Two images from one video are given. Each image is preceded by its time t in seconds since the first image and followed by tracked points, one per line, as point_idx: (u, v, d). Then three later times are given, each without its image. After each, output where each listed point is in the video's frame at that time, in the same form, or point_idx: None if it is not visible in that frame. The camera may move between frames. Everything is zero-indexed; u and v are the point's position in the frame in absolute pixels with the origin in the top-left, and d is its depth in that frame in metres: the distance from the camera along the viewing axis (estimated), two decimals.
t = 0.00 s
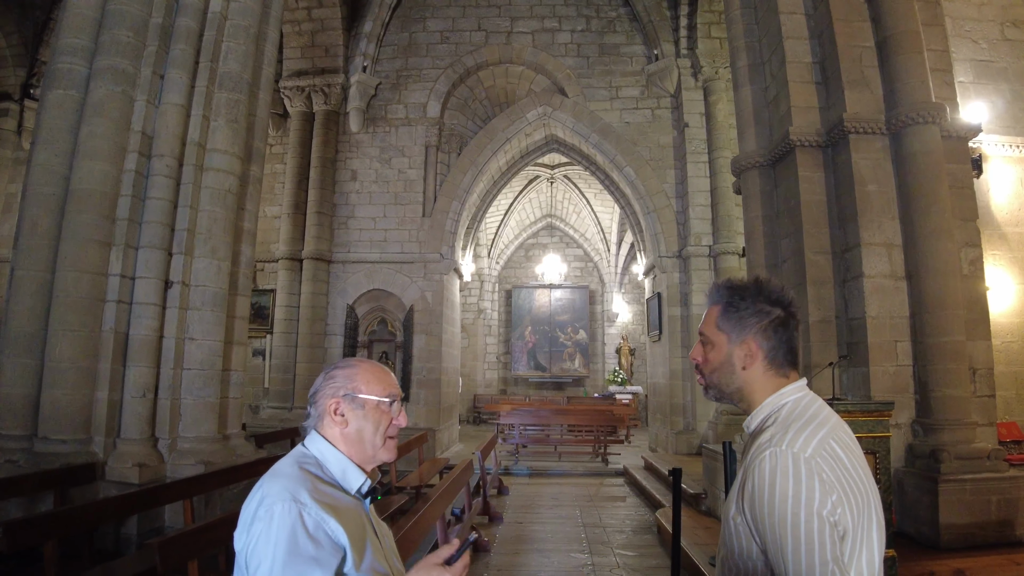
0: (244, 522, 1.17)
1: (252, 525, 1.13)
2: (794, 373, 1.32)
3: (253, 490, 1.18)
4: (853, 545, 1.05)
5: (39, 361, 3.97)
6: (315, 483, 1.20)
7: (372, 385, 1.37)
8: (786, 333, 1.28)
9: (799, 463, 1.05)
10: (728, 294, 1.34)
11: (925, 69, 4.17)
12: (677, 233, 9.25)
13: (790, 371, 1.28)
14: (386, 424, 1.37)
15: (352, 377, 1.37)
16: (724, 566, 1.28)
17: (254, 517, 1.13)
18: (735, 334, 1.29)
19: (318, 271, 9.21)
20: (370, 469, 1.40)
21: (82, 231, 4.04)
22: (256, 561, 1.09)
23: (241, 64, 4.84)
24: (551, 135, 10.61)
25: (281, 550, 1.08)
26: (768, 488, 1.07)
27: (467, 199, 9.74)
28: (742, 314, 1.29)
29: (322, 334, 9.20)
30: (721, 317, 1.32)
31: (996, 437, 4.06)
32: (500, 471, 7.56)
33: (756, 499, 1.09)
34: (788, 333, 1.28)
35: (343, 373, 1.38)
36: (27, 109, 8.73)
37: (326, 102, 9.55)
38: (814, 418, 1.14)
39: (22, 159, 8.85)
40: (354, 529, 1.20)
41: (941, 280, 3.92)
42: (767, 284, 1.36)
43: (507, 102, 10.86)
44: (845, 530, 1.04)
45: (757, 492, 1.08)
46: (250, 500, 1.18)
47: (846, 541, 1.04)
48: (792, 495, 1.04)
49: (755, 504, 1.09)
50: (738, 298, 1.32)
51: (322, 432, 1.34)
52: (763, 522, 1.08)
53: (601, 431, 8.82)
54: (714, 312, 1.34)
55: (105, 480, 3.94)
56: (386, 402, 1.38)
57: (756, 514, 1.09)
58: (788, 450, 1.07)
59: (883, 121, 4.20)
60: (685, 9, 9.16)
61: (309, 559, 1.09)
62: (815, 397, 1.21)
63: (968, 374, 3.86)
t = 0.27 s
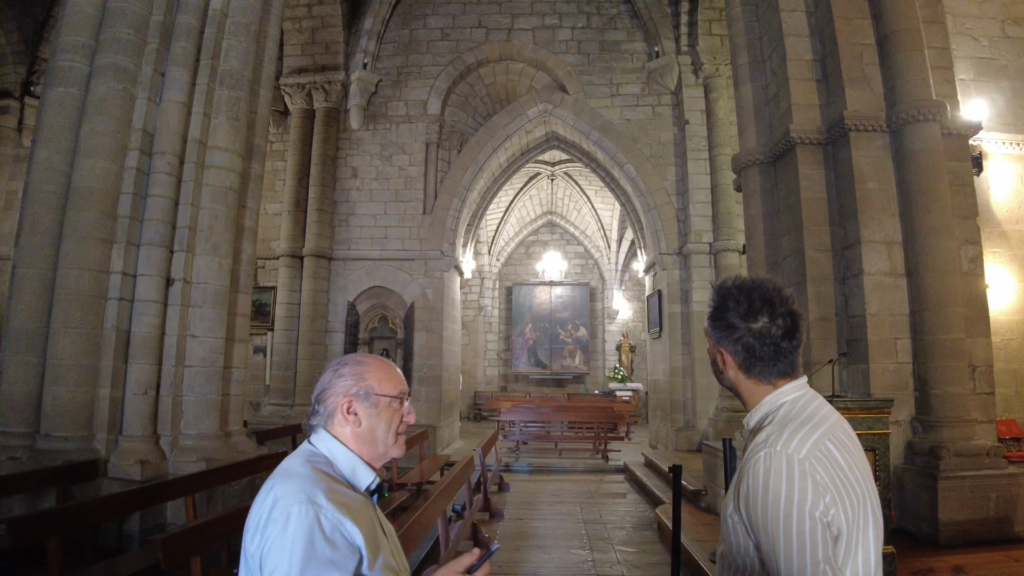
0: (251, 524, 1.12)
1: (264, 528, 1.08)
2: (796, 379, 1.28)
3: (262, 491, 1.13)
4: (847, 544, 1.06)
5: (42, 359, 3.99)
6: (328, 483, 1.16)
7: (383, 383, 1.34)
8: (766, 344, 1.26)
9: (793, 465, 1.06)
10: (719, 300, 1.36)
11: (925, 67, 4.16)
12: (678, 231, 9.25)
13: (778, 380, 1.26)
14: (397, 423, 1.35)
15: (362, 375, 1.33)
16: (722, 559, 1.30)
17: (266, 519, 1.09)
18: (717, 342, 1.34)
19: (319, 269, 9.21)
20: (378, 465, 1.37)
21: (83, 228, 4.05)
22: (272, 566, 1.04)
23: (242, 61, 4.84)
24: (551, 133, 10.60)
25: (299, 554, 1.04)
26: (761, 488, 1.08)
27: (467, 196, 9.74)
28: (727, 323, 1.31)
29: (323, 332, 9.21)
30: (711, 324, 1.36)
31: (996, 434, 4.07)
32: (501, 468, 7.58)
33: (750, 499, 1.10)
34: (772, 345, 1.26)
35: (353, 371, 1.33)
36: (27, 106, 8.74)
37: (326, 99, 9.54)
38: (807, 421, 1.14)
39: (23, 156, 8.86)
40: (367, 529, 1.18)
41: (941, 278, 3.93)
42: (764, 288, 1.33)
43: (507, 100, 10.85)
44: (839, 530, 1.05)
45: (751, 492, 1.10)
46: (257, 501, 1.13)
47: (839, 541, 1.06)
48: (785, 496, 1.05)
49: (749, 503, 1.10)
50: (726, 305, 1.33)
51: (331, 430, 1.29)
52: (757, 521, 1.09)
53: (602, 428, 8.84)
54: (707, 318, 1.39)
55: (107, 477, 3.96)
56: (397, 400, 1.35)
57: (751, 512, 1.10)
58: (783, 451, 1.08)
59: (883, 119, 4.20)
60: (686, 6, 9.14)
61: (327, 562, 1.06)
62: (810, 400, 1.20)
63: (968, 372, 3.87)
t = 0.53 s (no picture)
0: (263, 533, 1.06)
1: (281, 537, 1.03)
2: (797, 378, 1.28)
3: (275, 498, 1.07)
4: (845, 544, 1.07)
5: (43, 357, 4.00)
6: (345, 487, 1.11)
7: (392, 381, 1.31)
8: (766, 341, 1.27)
9: (791, 465, 1.07)
10: (719, 299, 1.37)
11: (926, 65, 4.16)
12: (678, 229, 9.25)
13: (779, 378, 1.27)
14: (405, 421, 1.32)
15: (369, 373, 1.29)
16: (723, 556, 1.31)
17: (283, 528, 1.03)
18: (718, 340, 1.35)
19: (320, 266, 9.22)
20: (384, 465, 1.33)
21: (85, 227, 4.05)
22: None
23: (242, 59, 4.84)
24: (552, 130, 10.59)
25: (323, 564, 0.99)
26: (760, 487, 1.09)
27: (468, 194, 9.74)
28: (726, 321, 1.32)
29: (324, 329, 9.22)
30: (711, 322, 1.37)
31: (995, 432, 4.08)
32: (502, 465, 7.60)
33: (749, 497, 1.11)
34: (771, 341, 1.26)
35: (359, 370, 1.29)
36: (28, 105, 8.75)
37: (327, 97, 9.53)
38: (808, 419, 1.14)
39: (24, 155, 8.88)
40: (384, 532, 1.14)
41: (941, 276, 3.93)
42: (763, 287, 1.34)
43: (508, 97, 10.84)
44: (837, 530, 1.06)
45: (750, 491, 1.11)
46: (270, 508, 1.07)
47: (837, 540, 1.06)
48: (782, 495, 1.06)
49: (748, 502, 1.12)
50: (726, 304, 1.34)
51: (339, 430, 1.25)
52: (756, 519, 1.11)
53: (602, 426, 8.85)
54: (708, 316, 1.39)
55: (110, 474, 3.98)
56: (404, 399, 1.33)
57: (750, 511, 1.11)
58: (782, 451, 1.09)
59: (884, 117, 4.21)
60: (687, 4, 9.13)
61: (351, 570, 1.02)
62: (810, 398, 1.21)
63: (967, 370, 3.88)
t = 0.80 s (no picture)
0: (279, 543, 1.00)
1: (303, 545, 0.97)
2: (802, 376, 1.28)
3: (293, 505, 1.00)
4: (847, 541, 1.07)
5: (45, 355, 4.01)
6: (365, 491, 1.06)
7: (401, 380, 1.29)
8: (773, 338, 1.27)
9: (796, 461, 1.07)
10: (725, 296, 1.37)
11: (926, 63, 4.16)
12: (679, 227, 9.25)
13: (785, 375, 1.27)
14: (415, 420, 1.30)
15: (378, 372, 1.26)
16: (726, 553, 1.32)
17: (305, 538, 0.97)
18: (724, 337, 1.35)
19: (320, 265, 9.23)
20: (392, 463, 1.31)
21: (86, 225, 4.06)
22: None
23: (243, 58, 4.84)
24: (552, 128, 10.59)
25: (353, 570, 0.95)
26: (765, 484, 1.09)
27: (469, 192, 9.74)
28: (733, 317, 1.33)
29: (325, 328, 9.22)
30: (717, 319, 1.38)
31: (995, 430, 4.08)
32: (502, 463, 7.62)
33: (754, 494, 1.12)
34: (777, 338, 1.27)
35: (367, 370, 1.26)
36: (29, 103, 8.76)
37: (327, 95, 9.53)
38: (813, 417, 1.15)
39: (25, 153, 8.89)
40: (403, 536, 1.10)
41: (941, 274, 3.94)
42: (769, 284, 1.35)
43: (508, 96, 10.84)
44: (840, 527, 1.07)
45: (755, 488, 1.11)
46: (286, 517, 1.00)
47: (840, 538, 1.07)
48: (787, 491, 1.07)
49: (753, 499, 1.12)
50: (733, 301, 1.34)
51: (349, 431, 1.22)
52: (760, 516, 1.11)
53: (602, 424, 8.86)
54: (714, 313, 1.40)
55: (112, 472, 4.00)
56: (413, 398, 1.30)
57: (755, 508, 1.12)
58: (786, 448, 1.09)
59: (885, 115, 4.21)
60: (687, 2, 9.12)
61: None
62: (814, 396, 1.21)
63: (967, 368, 3.89)
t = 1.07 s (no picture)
0: (300, 558, 0.92)
1: (331, 559, 0.90)
2: (805, 378, 1.29)
3: (312, 517, 0.92)
4: (850, 542, 1.08)
5: (46, 355, 4.02)
6: (384, 495, 1.00)
7: (408, 381, 1.20)
8: (777, 340, 1.28)
9: (800, 462, 1.08)
10: (730, 297, 1.38)
11: (927, 63, 4.17)
12: (679, 226, 9.25)
13: (788, 377, 1.28)
14: (422, 422, 1.22)
15: (385, 376, 1.17)
16: (727, 553, 1.33)
17: (333, 551, 0.90)
18: (728, 337, 1.36)
19: (321, 264, 9.24)
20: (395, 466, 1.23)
21: (88, 225, 4.07)
22: None
23: (244, 58, 4.84)
24: (553, 128, 10.59)
25: None
26: (769, 484, 1.10)
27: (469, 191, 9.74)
28: (737, 319, 1.33)
29: (325, 327, 9.23)
30: (722, 320, 1.38)
31: (995, 429, 4.09)
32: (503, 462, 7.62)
33: (758, 495, 1.12)
34: (781, 341, 1.27)
35: (373, 374, 1.16)
36: (29, 103, 8.76)
37: (328, 94, 9.54)
38: (816, 418, 1.15)
39: (25, 153, 8.90)
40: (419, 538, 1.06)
41: (941, 274, 3.94)
42: (774, 286, 1.35)
43: (509, 95, 10.83)
44: (842, 528, 1.07)
45: (758, 488, 1.12)
46: (306, 532, 0.92)
47: (842, 539, 1.08)
48: (791, 492, 1.07)
49: (756, 499, 1.13)
50: (737, 303, 1.35)
51: (359, 437, 1.12)
52: (763, 516, 1.12)
53: (603, 423, 8.86)
54: (719, 314, 1.40)
55: (113, 472, 4.00)
56: (419, 399, 1.22)
57: (758, 508, 1.13)
58: (790, 449, 1.10)
59: (885, 115, 4.21)
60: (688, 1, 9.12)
61: None
62: (818, 397, 1.22)
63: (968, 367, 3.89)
